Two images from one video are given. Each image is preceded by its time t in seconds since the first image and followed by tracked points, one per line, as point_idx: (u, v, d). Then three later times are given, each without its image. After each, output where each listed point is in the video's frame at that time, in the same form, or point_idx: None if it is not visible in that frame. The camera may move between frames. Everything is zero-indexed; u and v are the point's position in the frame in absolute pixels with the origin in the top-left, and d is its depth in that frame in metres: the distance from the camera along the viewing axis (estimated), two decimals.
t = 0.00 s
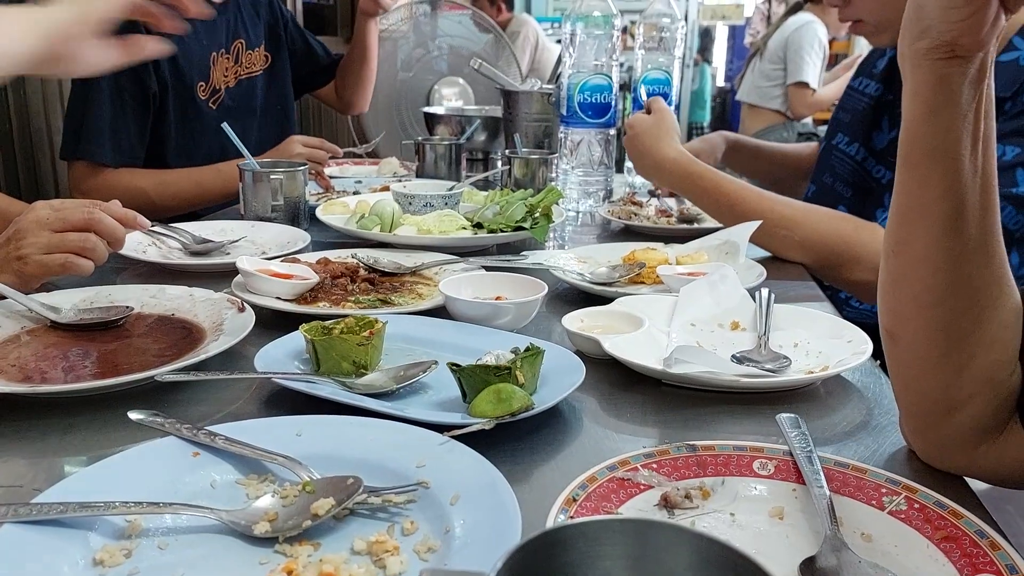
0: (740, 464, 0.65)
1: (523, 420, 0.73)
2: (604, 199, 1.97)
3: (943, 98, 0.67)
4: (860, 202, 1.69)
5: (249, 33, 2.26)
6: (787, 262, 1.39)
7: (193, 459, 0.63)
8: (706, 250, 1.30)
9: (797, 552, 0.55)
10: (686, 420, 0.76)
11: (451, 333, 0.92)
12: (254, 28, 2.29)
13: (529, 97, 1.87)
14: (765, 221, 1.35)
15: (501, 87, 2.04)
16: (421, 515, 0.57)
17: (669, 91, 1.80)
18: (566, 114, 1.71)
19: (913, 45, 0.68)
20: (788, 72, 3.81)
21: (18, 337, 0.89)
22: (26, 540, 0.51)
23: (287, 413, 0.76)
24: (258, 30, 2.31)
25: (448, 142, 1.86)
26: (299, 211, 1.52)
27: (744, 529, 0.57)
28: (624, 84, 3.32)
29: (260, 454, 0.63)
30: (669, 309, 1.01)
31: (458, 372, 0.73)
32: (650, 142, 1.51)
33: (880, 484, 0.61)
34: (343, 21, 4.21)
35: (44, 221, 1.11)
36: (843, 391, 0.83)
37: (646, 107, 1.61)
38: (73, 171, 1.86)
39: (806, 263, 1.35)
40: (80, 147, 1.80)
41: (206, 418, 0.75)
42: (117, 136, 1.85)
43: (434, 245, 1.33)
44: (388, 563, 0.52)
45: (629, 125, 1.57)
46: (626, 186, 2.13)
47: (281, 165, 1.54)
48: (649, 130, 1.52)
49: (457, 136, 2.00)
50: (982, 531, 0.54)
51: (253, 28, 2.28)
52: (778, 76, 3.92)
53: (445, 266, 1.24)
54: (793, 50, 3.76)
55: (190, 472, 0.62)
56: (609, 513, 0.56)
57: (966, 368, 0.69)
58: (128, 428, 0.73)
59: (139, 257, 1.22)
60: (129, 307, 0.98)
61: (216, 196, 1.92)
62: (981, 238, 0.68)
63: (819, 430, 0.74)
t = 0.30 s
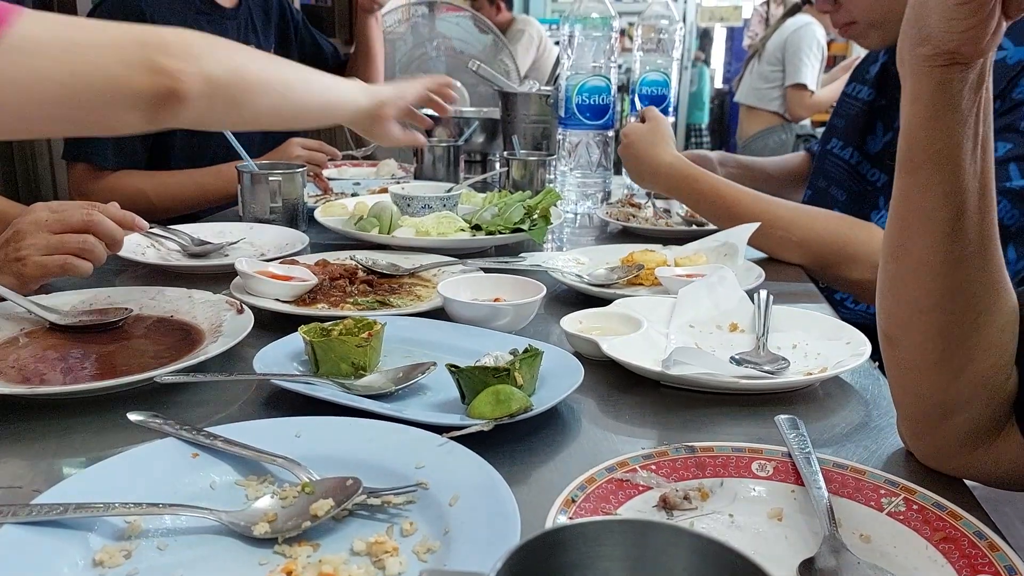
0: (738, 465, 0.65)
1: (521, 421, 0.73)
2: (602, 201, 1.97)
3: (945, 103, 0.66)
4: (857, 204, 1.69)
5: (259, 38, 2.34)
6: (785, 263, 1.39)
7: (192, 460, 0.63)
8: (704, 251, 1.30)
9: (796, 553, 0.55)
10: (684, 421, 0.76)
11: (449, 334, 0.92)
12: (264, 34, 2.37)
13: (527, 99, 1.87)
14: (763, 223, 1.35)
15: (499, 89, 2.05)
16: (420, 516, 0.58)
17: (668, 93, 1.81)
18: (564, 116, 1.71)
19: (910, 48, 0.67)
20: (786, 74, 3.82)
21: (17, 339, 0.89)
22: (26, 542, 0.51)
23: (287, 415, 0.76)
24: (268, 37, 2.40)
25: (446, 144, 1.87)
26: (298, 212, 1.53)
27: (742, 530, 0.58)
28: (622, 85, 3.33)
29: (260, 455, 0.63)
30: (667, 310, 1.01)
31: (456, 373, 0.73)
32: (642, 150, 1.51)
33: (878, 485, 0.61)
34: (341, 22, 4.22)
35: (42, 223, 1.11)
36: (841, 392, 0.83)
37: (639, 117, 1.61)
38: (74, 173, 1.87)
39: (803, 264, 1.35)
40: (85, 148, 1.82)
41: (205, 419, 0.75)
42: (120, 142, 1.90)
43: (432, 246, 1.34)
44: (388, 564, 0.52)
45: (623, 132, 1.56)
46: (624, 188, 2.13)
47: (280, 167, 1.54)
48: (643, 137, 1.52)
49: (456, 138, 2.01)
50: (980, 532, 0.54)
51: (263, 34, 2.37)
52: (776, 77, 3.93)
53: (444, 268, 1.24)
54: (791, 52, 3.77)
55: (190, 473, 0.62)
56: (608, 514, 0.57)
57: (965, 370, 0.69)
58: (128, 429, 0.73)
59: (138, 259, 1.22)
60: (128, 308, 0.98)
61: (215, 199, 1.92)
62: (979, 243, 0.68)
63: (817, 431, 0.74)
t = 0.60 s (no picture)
0: (739, 470, 0.64)
1: (520, 424, 0.73)
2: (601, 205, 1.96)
3: (952, 96, 0.63)
4: (856, 208, 1.69)
5: (264, 44, 2.34)
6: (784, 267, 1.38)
7: (188, 464, 0.63)
8: (704, 255, 1.29)
9: (797, 559, 0.55)
10: (684, 425, 0.76)
11: (448, 338, 0.92)
12: (269, 40, 2.37)
13: (526, 101, 1.86)
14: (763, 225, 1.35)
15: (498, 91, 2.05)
16: (418, 521, 0.57)
17: (667, 96, 1.80)
18: (563, 118, 1.71)
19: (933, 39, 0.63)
20: (785, 79, 3.83)
21: (13, 342, 0.88)
22: (18, 547, 0.50)
23: (284, 418, 0.75)
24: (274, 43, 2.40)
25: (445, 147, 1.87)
26: (295, 215, 1.52)
27: (743, 535, 0.57)
28: (621, 89, 3.33)
29: (256, 459, 0.62)
30: (667, 313, 1.01)
31: (455, 376, 0.72)
32: (642, 152, 1.51)
33: (880, 490, 0.61)
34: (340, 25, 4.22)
35: (38, 225, 1.10)
36: (842, 397, 0.83)
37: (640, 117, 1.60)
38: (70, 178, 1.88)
39: (803, 268, 1.35)
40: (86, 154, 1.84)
41: (202, 423, 0.74)
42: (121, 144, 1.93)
43: (431, 249, 1.33)
44: (386, 569, 0.52)
45: (623, 133, 1.56)
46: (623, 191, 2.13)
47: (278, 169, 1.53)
48: (643, 138, 1.51)
49: (454, 141, 2.01)
50: (984, 537, 0.53)
51: (269, 40, 2.36)
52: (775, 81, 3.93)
53: (442, 271, 1.24)
54: (790, 56, 3.77)
55: (185, 477, 0.61)
56: (608, 518, 0.56)
57: (965, 369, 0.69)
58: (123, 432, 0.72)
59: (134, 261, 1.21)
60: (124, 311, 0.97)
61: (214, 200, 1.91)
62: (986, 242, 0.67)
63: (818, 436, 0.73)
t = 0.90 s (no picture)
0: (738, 470, 0.64)
1: (518, 424, 0.73)
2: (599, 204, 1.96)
3: None
4: (853, 207, 1.69)
5: (265, 45, 2.34)
6: (783, 266, 1.38)
7: (185, 464, 0.62)
8: (703, 254, 1.29)
9: (796, 558, 0.54)
10: (682, 425, 0.76)
11: (445, 337, 0.91)
12: (269, 41, 2.37)
13: (524, 101, 1.86)
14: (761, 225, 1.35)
15: (496, 91, 2.05)
16: (416, 521, 0.57)
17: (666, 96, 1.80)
18: (562, 118, 1.70)
19: None
20: (782, 78, 3.83)
21: (9, 341, 0.88)
22: (13, 547, 0.50)
23: (281, 418, 0.75)
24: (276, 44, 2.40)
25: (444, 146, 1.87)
26: (293, 214, 1.52)
27: (742, 535, 0.57)
28: (619, 89, 3.32)
29: (253, 459, 0.62)
30: (665, 313, 1.00)
31: (453, 376, 0.72)
32: (639, 154, 1.50)
33: (879, 490, 0.61)
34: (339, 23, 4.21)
35: (36, 224, 1.10)
36: (840, 396, 0.83)
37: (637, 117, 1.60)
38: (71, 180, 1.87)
39: (801, 268, 1.35)
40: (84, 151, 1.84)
41: (199, 422, 0.74)
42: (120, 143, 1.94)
43: (429, 248, 1.33)
44: (383, 570, 0.52)
45: (621, 133, 1.55)
46: (621, 191, 2.13)
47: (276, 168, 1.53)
48: (642, 138, 1.51)
49: (453, 140, 2.01)
50: (983, 537, 0.53)
51: (269, 41, 2.37)
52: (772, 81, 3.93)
53: (440, 270, 1.24)
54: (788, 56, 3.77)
55: (182, 477, 0.61)
56: (607, 519, 0.56)
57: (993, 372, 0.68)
58: (120, 431, 0.72)
59: (132, 260, 1.21)
60: (121, 310, 0.97)
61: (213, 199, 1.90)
62: None
63: (816, 435, 0.73)
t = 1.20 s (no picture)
0: (735, 469, 0.64)
1: (516, 424, 0.73)
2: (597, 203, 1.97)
3: None
4: (851, 206, 1.69)
5: (264, 44, 2.34)
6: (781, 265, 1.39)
7: (183, 463, 0.62)
8: (701, 253, 1.29)
9: (793, 557, 0.55)
10: (680, 424, 0.76)
11: (443, 336, 0.91)
12: (267, 40, 2.37)
13: (523, 100, 1.87)
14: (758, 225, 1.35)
15: (495, 90, 2.05)
16: (414, 520, 0.57)
17: (664, 95, 1.80)
18: (560, 117, 1.70)
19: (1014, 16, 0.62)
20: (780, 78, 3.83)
21: (8, 340, 0.88)
22: (11, 546, 0.50)
23: (279, 417, 0.75)
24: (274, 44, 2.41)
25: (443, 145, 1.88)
26: (292, 213, 1.52)
27: (739, 533, 0.57)
28: (617, 88, 3.33)
29: (252, 458, 0.62)
30: (664, 312, 1.01)
31: (451, 375, 0.72)
32: (637, 154, 1.50)
33: (875, 489, 0.61)
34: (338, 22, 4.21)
35: (34, 223, 1.10)
36: (838, 395, 0.83)
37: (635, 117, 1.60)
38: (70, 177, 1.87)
39: (799, 267, 1.35)
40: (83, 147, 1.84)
41: (197, 421, 0.74)
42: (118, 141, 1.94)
43: (427, 247, 1.33)
44: (381, 569, 0.52)
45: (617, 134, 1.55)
46: (620, 190, 2.13)
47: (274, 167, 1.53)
48: (637, 139, 1.51)
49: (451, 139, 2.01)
50: (979, 536, 0.53)
51: (267, 41, 2.36)
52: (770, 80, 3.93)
53: (439, 269, 1.24)
54: (786, 56, 3.78)
55: (180, 476, 0.61)
56: (604, 518, 0.56)
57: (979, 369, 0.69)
58: (118, 431, 0.72)
59: (130, 259, 1.21)
60: (120, 309, 0.97)
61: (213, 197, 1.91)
62: None
63: (813, 435, 0.73)
